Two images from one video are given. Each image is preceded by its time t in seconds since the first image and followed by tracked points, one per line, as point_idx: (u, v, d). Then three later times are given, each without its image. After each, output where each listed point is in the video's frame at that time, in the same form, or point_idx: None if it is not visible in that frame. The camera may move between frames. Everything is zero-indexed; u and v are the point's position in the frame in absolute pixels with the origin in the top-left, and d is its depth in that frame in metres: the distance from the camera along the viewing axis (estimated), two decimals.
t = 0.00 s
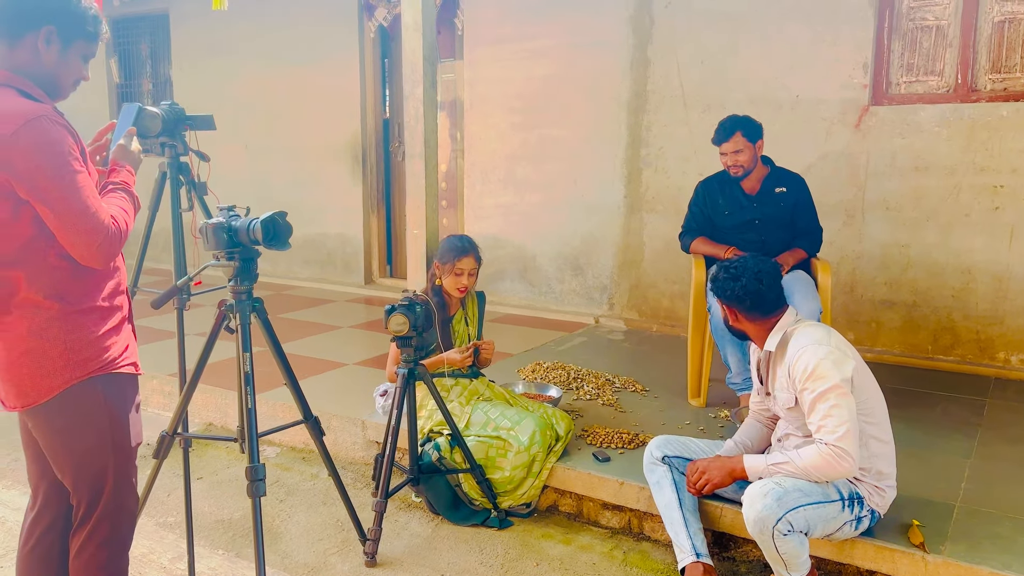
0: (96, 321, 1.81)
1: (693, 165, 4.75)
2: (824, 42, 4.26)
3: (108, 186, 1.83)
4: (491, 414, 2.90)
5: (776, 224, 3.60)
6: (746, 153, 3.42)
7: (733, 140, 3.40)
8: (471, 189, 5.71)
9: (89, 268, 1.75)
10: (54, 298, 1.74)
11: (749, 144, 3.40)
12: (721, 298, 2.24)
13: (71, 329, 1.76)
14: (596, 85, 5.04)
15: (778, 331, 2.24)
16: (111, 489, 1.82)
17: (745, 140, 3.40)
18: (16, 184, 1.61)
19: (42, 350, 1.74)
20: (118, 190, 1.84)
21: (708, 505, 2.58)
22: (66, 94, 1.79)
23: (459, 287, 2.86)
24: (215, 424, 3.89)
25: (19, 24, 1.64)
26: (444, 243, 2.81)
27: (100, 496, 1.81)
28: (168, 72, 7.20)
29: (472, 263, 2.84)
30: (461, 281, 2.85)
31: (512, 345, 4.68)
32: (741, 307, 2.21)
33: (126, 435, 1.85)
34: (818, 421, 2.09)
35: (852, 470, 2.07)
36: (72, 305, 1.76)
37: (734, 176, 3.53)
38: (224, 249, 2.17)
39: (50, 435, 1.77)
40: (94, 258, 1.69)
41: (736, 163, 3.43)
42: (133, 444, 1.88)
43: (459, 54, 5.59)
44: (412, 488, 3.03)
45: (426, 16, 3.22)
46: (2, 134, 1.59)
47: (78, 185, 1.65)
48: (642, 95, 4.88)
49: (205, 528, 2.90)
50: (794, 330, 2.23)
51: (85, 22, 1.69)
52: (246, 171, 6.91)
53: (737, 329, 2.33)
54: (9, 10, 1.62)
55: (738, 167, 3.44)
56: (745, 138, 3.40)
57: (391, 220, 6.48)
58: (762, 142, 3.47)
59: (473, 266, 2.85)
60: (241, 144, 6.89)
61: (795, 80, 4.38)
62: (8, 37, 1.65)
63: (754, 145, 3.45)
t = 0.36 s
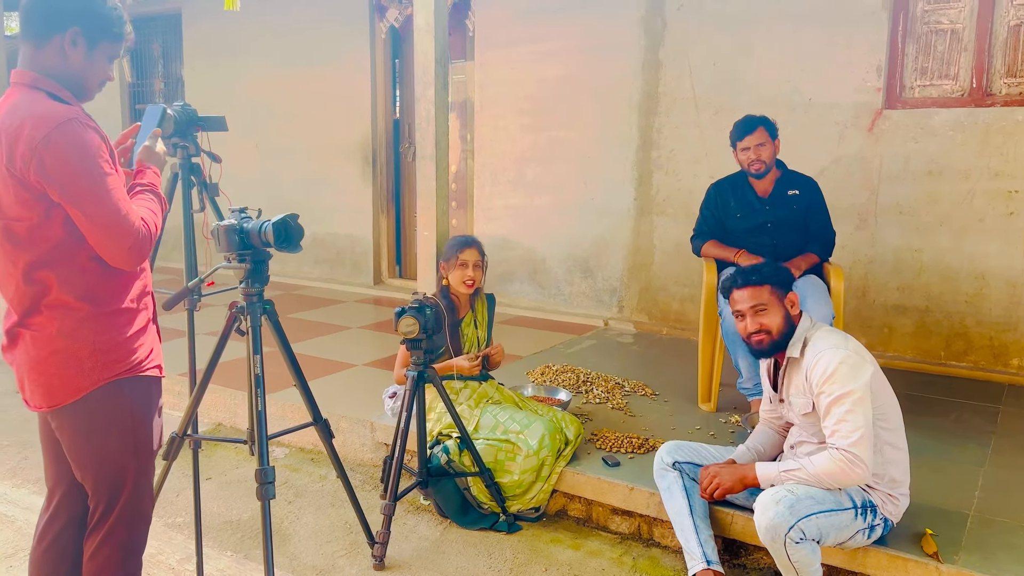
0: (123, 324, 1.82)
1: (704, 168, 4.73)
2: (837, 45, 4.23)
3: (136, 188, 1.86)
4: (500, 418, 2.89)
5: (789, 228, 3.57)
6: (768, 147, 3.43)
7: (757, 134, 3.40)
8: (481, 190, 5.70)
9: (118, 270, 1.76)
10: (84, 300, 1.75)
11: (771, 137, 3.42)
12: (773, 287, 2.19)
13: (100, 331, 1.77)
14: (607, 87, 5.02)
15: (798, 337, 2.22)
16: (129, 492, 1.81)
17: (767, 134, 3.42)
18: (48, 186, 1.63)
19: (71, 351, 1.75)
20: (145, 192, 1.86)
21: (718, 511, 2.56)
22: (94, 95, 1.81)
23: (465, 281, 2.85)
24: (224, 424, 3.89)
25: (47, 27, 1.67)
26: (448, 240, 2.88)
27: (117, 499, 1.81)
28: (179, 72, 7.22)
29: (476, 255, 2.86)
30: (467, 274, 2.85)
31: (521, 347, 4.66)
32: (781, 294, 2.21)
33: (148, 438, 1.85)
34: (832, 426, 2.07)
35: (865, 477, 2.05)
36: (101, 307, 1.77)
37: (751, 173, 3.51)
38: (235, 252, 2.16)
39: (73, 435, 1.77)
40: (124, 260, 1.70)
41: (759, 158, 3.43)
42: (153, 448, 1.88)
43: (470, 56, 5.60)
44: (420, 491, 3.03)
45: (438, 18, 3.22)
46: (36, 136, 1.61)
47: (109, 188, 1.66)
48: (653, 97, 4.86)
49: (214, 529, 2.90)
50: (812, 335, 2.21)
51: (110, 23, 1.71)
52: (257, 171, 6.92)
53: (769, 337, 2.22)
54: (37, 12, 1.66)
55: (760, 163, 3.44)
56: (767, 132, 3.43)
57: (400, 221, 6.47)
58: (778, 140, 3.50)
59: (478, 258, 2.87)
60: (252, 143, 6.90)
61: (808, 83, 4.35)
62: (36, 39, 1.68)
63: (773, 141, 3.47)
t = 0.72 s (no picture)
0: (143, 325, 1.82)
1: (715, 169, 4.69)
2: (851, 45, 4.19)
3: (154, 188, 1.85)
4: (507, 421, 2.87)
5: (801, 230, 3.52)
6: (781, 145, 3.39)
7: (770, 130, 3.37)
8: (490, 191, 5.68)
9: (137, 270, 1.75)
10: (105, 301, 1.74)
11: (784, 135, 3.39)
12: (793, 292, 2.14)
13: (122, 332, 1.77)
14: (617, 88, 4.99)
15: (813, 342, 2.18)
16: (139, 495, 1.80)
17: (781, 132, 3.39)
18: (65, 184, 1.62)
19: (92, 351, 1.74)
20: (163, 192, 1.85)
21: (728, 517, 2.53)
22: (115, 82, 1.76)
23: (469, 274, 2.85)
24: (231, 425, 3.88)
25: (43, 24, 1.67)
26: (450, 236, 2.88)
27: (126, 501, 1.80)
28: (190, 74, 7.26)
29: (478, 249, 2.86)
30: (471, 267, 2.84)
31: (530, 349, 4.64)
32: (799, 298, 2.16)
33: (163, 442, 1.85)
34: (846, 432, 2.03)
35: (878, 484, 2.01)
36: (121, 308, 1.77)
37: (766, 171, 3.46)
38: (240, 251, 2.14)
39: (87, 435, 1.76)
40: (140, 259, 1.69)
41: (773, 154, 3.39)
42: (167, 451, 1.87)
43: (480, 57, 5.59)
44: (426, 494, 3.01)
45: (447, 18, 3.20)
46: (52, 133, 1.60)
47: (125, 185, 1.65)
48: (664, 99, 4.82)
49: (219, 530, 2.89)
50: (827, 340, 2.18)
51: None
52: (267, 172, 6.93)
53: (780, 344, 2.17)
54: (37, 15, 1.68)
55: (773, 160, 3.41)
56: (780, 129, 3.39)
57: (409, 223, 6.46)
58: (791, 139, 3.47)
59: (481, 252, 2.87)
60: (262, 145, 6.91)
61: (820, 84, 4.31)
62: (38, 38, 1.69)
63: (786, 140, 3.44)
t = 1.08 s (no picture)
0: (154, 339, 1.82)
1: (721, 173, 4.68)
2: (857, 49, 4.17)
3: (169, 201, 1.85)
4: (513, 427, 2.85)
5: (808, 233, 3.50)
6: (788, 148, 3.40)
7: (777, 134, 3.36)
8: (496, 196, 5.68)
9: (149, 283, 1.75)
10: (118, 313, 1.75)
11: (791, 138, 3.39)
12: (799, 298, 2.12)
13: (135, 345, 1.77)
14: (623, 93, 4.99)
15: (820, 349, 2.17)
16: (140, 510, 1.79)
17: (787, 136, 3.38)
18: (74, 196, 1.63)
19: (104, 363, 1.74)
20: (178, 204, 1.85)
21: (735, 524, 2.51)
22: (124, 89, 1.75)
23: (479, 281, 2.84)
24: (237, 431, 3.88)
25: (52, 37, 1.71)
26: (459, 242, 2.87)
27: (128, 514, 1.79)
28: (197, 80, 7.29)
29: (488, 256, 2.86)
30: (481, 274, 2.83)
31: (536, 354, 4.62)
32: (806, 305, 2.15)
33: (171, 458, 1.84)
34: (854, 440, 2.02)
35: (887, 493, 1.99)
36: (134, 321, 1.78)
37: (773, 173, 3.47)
38: (245, 258, 2.15)
39: (96, 447, 1.76)
40: (147, 271, 1.68)
41: (780, 158, 3.39)
42: (175, 467, 1.86)
43: (485, 62, 5.61)
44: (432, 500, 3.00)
45: (452, 24, 3.19)
46: (62, 145, 1.61)
47: (132, 197, 1.64)
48: (669, 103, 4.81)
49: (225, 537, 2.89)
50: (834, 347, 2.16)
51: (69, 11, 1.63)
52: (273, 177, 6.95)
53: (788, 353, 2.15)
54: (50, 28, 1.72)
55: (781, 163, 3.41)
56: (787, 133, 3.39)
57: (415, 228, 6.45)
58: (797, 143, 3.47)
59: (490, 259, 2.86)
60: (268, 150, 6.93)
61: (826, 88, 4.29)
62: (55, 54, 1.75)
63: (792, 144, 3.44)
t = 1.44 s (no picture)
0: (167, 343, 1.84)
1: (723, 175, 4.70)
2: (858, 50, 4.20)
3: (185, 207, 1.88)
4: (521, 428, 2.86)
5: (811, 233, 3.53)
6: (789, 150, 3.41)
7: (777, 136, 3.39)
8: (498, 200, 5.70)
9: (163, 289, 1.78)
10: (132, 317, 1.79)
11: (792, 140, 3.40)
12: (784, 304, 2.15)
13: (146, 349, 1.80)
14: (624, 95, 5.01)
15: (826, 348, 2.18)
16: (151, 513, 1.81)
17: (788, 137, 3.40)
18: (87, 202, 1.66)
19: (116, 366, 1.78)
20: (194, 211, 1.87)
21: (744, 522, 2.52)
22: (160, 100, 1.83)
23: (489, 283, 2.86)
24: (244, 435, 3.90)
25: (91, 42, 1.70)
26: (468, 243, 2.88)
27: (139, 517, 1.81)
28: (199, 87, 7.32)
29: (498, 259, 2.89)
30: (491, 277, 2.86)
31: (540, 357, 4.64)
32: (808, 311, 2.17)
33: (181, 462, 1.85)
34: (863, 437, 2.03)
35: (896, 490, 2.01)
36: (146, 325, 1.81)
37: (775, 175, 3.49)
38: (256, 262, 2.16)
39: (109, 448, 1.79)
40: (156, 278, 1.69)
41: (780, 160, 3.42)
42: (185, 470, 1.87)
43: (487, 66, 5.63)
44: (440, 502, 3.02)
45: (456, 28, 3.21)
46: (77, 152, 1.65)
47: (144, 204, 1.66)
48: (671, 106, 4.84)
49: (235, 540, 2.90)
50: (842, 346, 2.18)
51: (143, 21, 1.71)
52: (275, 183, 6.97)
53: (784, 351, 2.20)
54: (82, 32, 1.70)
55: (782, 164, 3.43)
56: (788, 135, 3.40)
57: (418, 232, 6.47)
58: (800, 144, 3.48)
59: (500, 262, 2.89)
60: (270, 156, 6.96)
61: (827, 89, 4.32)
62: (87, 57, 1.73)
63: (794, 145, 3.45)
